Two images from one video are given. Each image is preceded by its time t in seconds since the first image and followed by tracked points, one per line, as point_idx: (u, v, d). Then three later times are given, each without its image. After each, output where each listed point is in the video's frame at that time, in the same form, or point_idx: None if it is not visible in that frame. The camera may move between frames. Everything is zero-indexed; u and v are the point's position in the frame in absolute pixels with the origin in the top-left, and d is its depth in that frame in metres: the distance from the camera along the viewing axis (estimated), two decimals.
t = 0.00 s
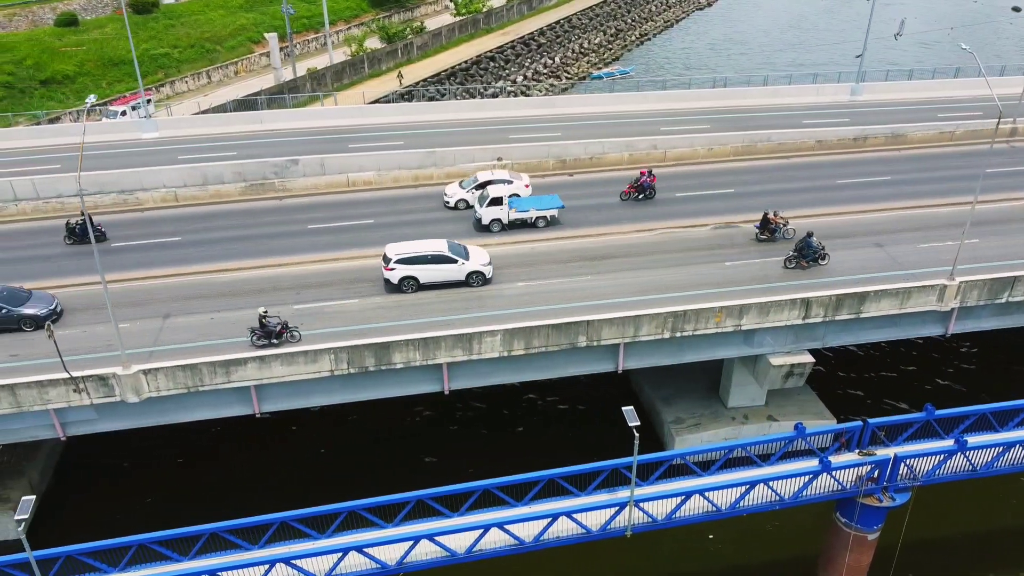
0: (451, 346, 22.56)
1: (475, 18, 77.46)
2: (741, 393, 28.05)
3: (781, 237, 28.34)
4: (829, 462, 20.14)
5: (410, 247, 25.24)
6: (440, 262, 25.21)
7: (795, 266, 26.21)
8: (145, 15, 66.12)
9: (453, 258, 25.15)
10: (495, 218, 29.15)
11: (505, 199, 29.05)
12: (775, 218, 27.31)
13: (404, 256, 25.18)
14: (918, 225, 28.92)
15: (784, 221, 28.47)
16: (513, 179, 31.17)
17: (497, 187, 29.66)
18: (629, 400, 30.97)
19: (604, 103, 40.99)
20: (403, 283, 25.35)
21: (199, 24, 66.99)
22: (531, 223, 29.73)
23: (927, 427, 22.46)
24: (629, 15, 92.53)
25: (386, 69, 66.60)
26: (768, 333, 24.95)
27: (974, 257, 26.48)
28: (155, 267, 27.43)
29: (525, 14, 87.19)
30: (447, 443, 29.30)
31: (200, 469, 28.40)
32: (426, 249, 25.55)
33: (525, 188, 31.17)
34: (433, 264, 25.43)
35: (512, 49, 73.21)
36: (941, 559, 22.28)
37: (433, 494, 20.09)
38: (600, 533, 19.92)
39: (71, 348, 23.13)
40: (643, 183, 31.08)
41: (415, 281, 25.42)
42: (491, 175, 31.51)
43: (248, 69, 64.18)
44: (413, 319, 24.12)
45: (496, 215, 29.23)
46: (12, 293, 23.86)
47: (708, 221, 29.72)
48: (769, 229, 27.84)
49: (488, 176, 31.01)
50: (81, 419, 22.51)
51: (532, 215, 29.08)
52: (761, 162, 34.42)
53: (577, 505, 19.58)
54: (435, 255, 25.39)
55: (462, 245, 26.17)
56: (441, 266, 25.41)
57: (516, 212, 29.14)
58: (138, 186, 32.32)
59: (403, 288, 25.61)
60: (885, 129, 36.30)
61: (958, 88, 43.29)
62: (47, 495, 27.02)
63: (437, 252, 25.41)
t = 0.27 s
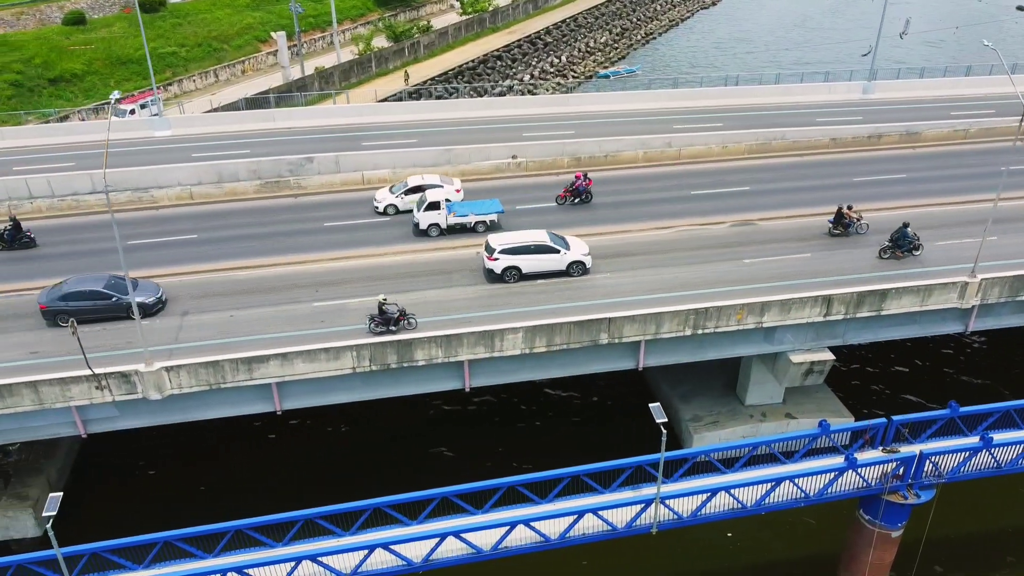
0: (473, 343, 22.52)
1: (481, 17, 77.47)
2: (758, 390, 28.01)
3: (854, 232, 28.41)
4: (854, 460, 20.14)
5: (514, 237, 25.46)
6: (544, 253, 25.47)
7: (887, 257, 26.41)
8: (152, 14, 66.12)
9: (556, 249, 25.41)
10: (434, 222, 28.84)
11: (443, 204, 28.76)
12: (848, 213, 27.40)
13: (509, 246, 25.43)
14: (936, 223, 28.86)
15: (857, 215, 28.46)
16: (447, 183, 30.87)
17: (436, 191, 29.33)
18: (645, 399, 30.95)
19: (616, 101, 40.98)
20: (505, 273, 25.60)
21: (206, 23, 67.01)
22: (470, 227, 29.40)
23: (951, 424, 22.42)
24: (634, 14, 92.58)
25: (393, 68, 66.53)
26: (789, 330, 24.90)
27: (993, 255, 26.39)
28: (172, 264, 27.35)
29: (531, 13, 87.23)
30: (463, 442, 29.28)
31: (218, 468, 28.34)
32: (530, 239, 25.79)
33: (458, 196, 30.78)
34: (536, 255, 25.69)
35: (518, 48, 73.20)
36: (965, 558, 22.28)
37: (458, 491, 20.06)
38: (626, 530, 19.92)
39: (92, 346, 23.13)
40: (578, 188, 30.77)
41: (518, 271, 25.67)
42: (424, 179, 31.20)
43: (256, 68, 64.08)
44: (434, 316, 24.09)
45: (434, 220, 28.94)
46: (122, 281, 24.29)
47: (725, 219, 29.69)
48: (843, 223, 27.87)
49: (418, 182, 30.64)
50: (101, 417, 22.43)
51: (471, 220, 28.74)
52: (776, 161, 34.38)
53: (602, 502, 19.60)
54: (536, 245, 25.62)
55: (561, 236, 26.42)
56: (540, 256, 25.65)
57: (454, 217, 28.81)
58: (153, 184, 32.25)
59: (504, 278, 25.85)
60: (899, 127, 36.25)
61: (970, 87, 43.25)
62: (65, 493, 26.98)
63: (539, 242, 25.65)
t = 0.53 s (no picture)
0: (495, 340, 22.46)
1: (487, 16, 77.42)
2: (777, 388, 27.93)
3: (929, 227, 28.29)
4: (881, 456, 20.10)
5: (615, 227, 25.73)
6: (645, 242, 25.72)
7: (982, 247, 26.37)
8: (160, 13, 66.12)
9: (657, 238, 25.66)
10: (370, 226, 28.33)
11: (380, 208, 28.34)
12: (924, 208, 27.33)
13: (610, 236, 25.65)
14: (955, 220, 28.78)
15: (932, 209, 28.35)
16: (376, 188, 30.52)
17: (371, 194, 28.92)
18: (662, 397, 30.90)
19: (628, 99, 40.95)
20: (606, 263, 25.82)
21: (213, 22, 67.03)
22: (408, 232, 28.95)
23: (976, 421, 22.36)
24: (640, 13, 92.62)
25: (400, 67, 66.43)
26: (810, 327, 24.84)
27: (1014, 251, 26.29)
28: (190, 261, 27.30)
29: (536, 11, 87.28)
30: (480, 440, 29.22)
31: (235, 465, 28.26)
32: (629, 229, 26.06)
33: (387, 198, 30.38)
34: (636, 245, 25.91)
35: (525, 47, 73.17)
36: (990, 555, 22.19)
37: (483, 487, 20.05)
38: (652, 527, 19.94)
39: (113, 343, 23.09)
40: (513, 192, 30.32)
41: (617, 261, 25.87)
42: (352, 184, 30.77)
43: (263, 67, 64.01)
44: (454, 313, 24.02)
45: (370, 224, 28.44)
46: (229, 270, 24.75)
47: (743, 216, 29.65)
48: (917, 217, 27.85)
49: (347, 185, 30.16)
50: (123, 413, 22.38)
51: (407, 223, 28.30)
52: (791, 158, 34.35)
53: (629, 498, 19.62)
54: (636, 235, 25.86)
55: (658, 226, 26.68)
56: (639, 246, 25.86)
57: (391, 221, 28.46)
58: (168, 181, 32.21)
59: (603, 267, 26.06)
60: (914, 124, 36.18)
61: (982, 85, 43.19)
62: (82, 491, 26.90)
63: (639, 233, 25.90)
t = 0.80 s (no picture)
0: (518, 336, 22.40)
1: (493, 14, 77.38)
2: (796, 385, 27.87)
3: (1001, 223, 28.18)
4: (908, 452, 20.04)
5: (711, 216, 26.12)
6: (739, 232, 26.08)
7: None
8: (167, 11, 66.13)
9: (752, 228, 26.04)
10: (305, 230, 27.97)
11: (314, 212, 27.97)
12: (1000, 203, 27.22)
13: (707, 225, 25.99)
14: (973, 216, 28.73)
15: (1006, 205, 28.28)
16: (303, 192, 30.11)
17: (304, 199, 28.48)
18: (678, 395, 30.85)
19: (641, 96, 40.92)
20: (702, 253, 26.09)
21: (221, 20, 67.03)
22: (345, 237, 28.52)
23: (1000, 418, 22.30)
24: (645, 12, 92.64)
25: (407, 65, 66.32)
26: (831, 324, 24.79)
27: None
28: (208, 258, 27.28)
29: (542, 10, 87.33)
30: (497, 437, 29.14)
31: (252, 463, 28.13)
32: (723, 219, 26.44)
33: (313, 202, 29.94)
34: (731, 233, 26.23)
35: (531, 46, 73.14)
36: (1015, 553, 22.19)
37: (509, 483, 19.99)
38: (679, 523, 19.94)
39: (134, 339, 23.05)
40: (447, 195, 29.89)
41: (714, 250, 26.11)
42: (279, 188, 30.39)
43: (270, 65, 63.91)
44: (475, 309, 23.97)
45: (305, 228, 28.08)
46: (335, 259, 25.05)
47: (761, 213, 29.62)
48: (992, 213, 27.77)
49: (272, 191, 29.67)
50: (144, 410, 22.33)
51: (344, 228, 27.92)
52: (806, 155, 34.33)
53: (656, 494, 19.61)
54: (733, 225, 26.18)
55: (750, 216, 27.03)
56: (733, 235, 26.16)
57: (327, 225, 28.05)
58: (183, 177, 32.17)
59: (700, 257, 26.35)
60: (928, 121, 36.14)
61: (994, 82, 43.16)
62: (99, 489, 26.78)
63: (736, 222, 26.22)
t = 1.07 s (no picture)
0: (540, 332, 22.33)
1: (500, 13, 77.32)
2: (814, 381, 27.79)
3: None
4: (935, 448, 19.97)
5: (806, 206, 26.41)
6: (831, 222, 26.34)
7: None
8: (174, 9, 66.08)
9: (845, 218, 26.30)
10: (238, 234, 27.31)
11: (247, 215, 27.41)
12: None
13: (803, 214, 26.30)
14: (992, 213, 28.66)
15: None
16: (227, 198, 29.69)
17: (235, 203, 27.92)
18: (694, 392, 30.79)
19: (653, 94, 40.87)
20: (798, 242, 26.42)
21: (228, 19, 67.01)
22: (279, 240, 27.96)
23: None
24: (651, 11, 92.60)
25: (415, 64, 66.25)
26: (852, 320, 24.72)
27: None
28: (226, 255, 27.23)
29: (548, 9, 87.30)
30: (514, 434, 29.09)
31: (268, 460, 28.03)
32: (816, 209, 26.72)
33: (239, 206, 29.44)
34: (823, 223, 26.49)
35: (538, 44, 73.06)
36: None
37: (534, 479, 19.91)
38: (705, 519, 19.88)
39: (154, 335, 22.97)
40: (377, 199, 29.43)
41: (808, 239, 26.45)
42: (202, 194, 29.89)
43: (277, 64, 63.79)
44: (496, 306, 23.90)
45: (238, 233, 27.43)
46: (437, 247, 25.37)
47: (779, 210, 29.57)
48: None
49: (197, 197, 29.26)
50: (166, 407, 22.24)
51: (277, 231, 27.36)
52: (821, 152, 34.29)
53: (683, 490, 19.54)
54: (827, 214, 26.48)
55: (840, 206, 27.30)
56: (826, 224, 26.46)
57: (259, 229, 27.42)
58: (198, 174, 32.13)
59: (794, 246, 26.68)
60: (943, 119, 36.09)
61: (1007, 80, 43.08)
62: (117, 486, 26.64)
63: (830, 211, 26.52)
